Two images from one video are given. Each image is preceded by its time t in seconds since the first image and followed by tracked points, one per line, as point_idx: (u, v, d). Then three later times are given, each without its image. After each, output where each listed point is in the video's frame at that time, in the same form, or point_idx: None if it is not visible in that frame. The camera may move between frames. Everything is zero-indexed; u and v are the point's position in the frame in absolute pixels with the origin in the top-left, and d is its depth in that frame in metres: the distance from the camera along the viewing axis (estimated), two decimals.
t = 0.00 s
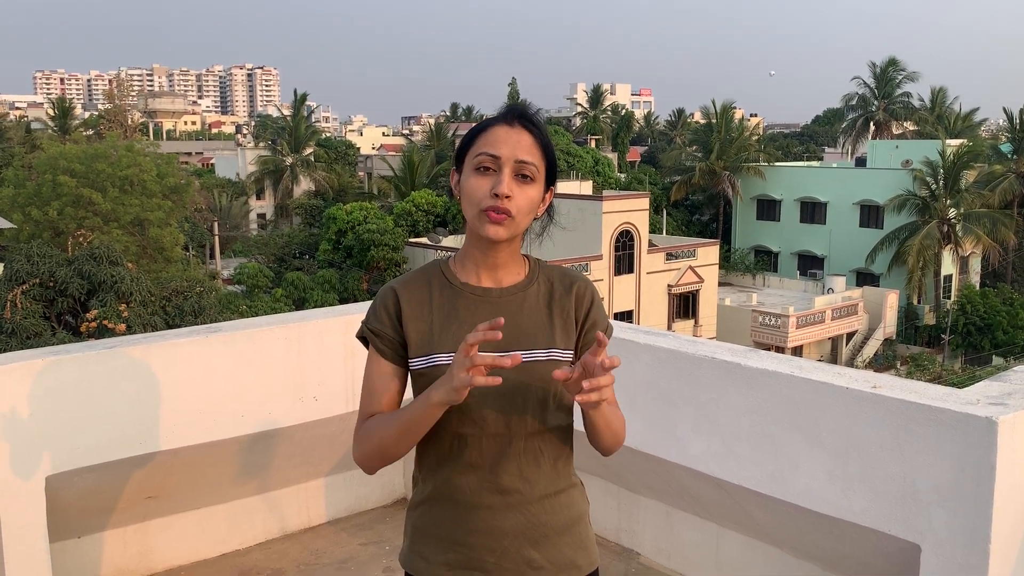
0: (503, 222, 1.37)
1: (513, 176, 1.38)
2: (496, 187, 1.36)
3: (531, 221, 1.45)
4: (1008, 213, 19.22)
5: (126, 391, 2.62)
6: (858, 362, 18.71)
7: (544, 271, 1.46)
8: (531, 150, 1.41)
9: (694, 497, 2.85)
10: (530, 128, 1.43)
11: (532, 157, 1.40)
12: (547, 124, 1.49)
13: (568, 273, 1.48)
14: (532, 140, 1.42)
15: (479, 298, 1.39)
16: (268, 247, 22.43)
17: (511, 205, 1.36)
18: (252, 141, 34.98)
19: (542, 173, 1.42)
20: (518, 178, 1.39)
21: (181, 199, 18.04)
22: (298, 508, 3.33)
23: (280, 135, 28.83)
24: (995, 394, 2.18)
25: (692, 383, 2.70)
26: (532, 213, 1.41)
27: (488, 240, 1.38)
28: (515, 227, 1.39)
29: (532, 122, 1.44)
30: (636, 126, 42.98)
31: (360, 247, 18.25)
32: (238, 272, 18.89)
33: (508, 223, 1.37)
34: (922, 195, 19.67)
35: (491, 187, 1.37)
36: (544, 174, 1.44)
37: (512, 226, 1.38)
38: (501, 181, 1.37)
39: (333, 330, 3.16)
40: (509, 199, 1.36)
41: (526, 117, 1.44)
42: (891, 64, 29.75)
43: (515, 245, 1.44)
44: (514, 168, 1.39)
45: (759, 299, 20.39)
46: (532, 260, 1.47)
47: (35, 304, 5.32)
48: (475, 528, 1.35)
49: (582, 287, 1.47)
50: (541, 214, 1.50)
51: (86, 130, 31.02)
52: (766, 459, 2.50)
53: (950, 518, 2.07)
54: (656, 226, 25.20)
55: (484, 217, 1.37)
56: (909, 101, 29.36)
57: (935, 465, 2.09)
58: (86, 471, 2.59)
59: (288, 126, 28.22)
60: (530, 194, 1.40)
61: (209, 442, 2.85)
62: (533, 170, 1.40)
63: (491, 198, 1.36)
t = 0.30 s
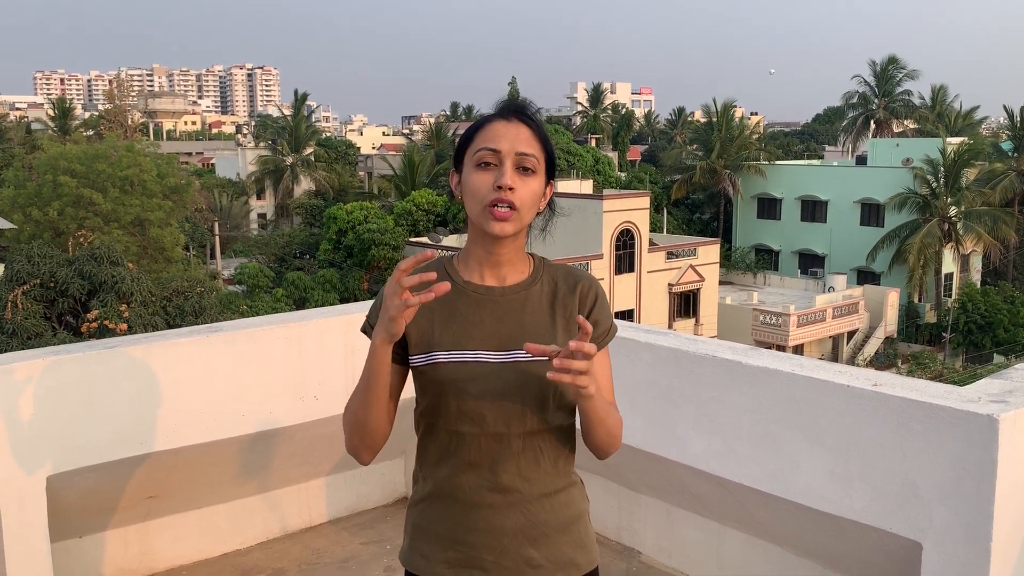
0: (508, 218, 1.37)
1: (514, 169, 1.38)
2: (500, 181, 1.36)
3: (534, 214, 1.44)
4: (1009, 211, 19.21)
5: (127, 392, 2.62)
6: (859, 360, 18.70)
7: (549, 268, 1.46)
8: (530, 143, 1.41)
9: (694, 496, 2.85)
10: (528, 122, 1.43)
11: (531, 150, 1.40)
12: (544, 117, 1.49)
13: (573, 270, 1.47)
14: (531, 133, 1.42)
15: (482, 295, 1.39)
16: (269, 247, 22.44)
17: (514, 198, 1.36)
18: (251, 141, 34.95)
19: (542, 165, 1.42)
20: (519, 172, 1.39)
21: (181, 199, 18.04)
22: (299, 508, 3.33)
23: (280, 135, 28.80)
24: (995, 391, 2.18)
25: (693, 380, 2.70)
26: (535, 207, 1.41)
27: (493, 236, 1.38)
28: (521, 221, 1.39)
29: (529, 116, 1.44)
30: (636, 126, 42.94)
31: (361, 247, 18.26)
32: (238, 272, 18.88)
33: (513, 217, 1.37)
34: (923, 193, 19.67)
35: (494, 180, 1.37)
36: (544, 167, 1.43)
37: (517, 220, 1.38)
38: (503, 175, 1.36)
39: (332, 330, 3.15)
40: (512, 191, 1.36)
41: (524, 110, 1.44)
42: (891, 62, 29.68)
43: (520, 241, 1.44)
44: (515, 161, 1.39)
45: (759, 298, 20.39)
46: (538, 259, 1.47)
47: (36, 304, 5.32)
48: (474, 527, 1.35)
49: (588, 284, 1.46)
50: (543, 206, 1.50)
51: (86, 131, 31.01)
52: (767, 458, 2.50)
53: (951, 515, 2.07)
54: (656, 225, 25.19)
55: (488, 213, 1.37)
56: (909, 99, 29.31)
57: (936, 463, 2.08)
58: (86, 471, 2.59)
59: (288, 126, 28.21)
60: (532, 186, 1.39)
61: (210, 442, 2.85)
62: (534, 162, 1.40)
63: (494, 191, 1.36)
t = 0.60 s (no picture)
0: (514, 222, 1.38)
1: (517, 172, 1.38)
2: (505, 186, 1.36)
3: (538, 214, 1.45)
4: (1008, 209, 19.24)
5: (127, 392, 2.62)
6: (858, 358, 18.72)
7: (553, 270, 1.45)
8: (530, 142, 1.41)
9: (694, 494, 2.85)
10: (526, 122, 1.43)
11: (533, 150, 1.40)
12: (540, 116, 1.49)
13: (578, 274, 1.45)
14: (530, 132, 1.42)
15: (484, 295, 1.39)
16: (268, 247, 22.45)
17: (520, 201, 1.37)
18: (251, 141, 34.96)
19: (544, 163, 1.42)
20: (522, 173, 1.39)
21: (180, 199, 18.04)
22: (299, 508, 3.33)
23: (280, 135, 28.80)
24: (994, 389, 2.19)
25: (691, 379, 2.70)
26: (539, 206, 1.42)
27: (498, 241, 1.39)
28: (525, 225, 1.40)
29: (526, 116, 1.45)
30: (635, 125, 42.94)
31: (360, 247, 18.27)
32: (238, 272, 18.89)
33: (520, 220, 1.38)
34: (922, 191, 19.67)
35: (499, 185, 1.37)
36: (545, 167, 1.43)
37: (523, 222, 1.39)
38: (508, 179, 1.37)
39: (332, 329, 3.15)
40: (516, 194, 1.37)
41: (520, 111, 1.44)
42: (890, 60, 29.69)
43: (525, 243, 1.44)
44: (517, 163, 1.39)
45: (759, 296, 20.40)
46: (542, 261, 1.47)
47: (35, 305, 5.33)
48: (472, 523, 1.35)
49: (591, 287, 1.43)
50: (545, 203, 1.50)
51: (85, 131, 31.01)
52: (765, 455, 2.50)
53: (950, 512, 2.07)
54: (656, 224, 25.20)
55: (493, 218, 1.38)
56: (908, 97, 29.32)
57: (935, 459, 2.09)
58: (87, 471, 2.59)
59: (287, 126, 28.21)
60: (536, 186, 1.40)
61: (209, 442, 2.85)
62: (535, 163, 1.40)
63: (499, 195, 1.37)
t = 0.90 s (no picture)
0: (511, 226, 1.38)
1: (512, 176, 1.38)
2: (499, 194, 1.36)
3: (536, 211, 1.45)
4: (1006, 207, 19.29)
5: (126, 393, 2.62)
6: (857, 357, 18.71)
7: (552, 265, 1.45)
8: (524, 146, 1.40)
9: (692, 493, 2.85)
10: (519, 123, 1.41)
11: (527, 153, 1.39)
12: (535, 113, 1.47)
13: (578, 269, 1.45)
14: (524, 135, 1.40)
15: (481, 289, 1.39)
16: (267, 246, 22.45)
17: (517, 207, 1.37)
18: (249, 140, 34.95)
19: (539, 165, 1.42)
20: (517, 177, 1.39)
21: (178, 199, 18.01)
22: (297, 508, 3.33)
23: (277, 134, 28.78)
24: (992, 386, 2.19)
25: (688, 378, 2.70)
26: (537, 206, 1.42)
27: (495, 243, 1.40)
28: (525, 225, 1.40)
29: (521, 116, 1.43)
30: (633, 123, 42.96)
31: (358, 246, 18.26)
32: (237, 271, 18.89)
33: (518, 222, 1.39)
34: (920, 190, 19.68)
35: (493, 193, 1.37)
36: (540, 166, 1.43)
37: (520, 226, 1.39)
38: (503, 186, 1.37)
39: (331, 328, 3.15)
40: (512, 199, 1.37)
41: (513, 112, 1.42)
42: (889, 58, 29.68)
43: (524, 240, 1.44)
44: (512, 168, 1.38)
45: (757, 295, 20.41)
46: (542, 257, 1.47)
47: (34, 305, 5.32)
48: (467, 521, 1.36)
49: (592, 282, 1.42)
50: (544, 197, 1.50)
51: (83, 131, 30.99)
52: (764, 453, 2.50)
53: (949, 511, 2.07)
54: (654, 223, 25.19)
55: (490, 223, 1.38)
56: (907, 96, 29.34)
57: (932, 459, 2.09)
58: (86, 471, 2.59)
59: (285, 126, 28.19)
60: (532, 188, 1.40)
61: (206, 441, 2.85)
62: (530, 165, 1.40)
63: (494, 201, 1.37)
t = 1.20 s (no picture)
0: (506, 230, 1.39)
1: (508, 182, 1.38)
2: (496, 198, 1.37)
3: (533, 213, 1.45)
4: (1004, 206, 19.32)
5: (124, 391, 2.62)
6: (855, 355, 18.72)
7: (548, 264, 1.45)
8: (522, 151, 1.39)
9: (691, 491, 2.86)
10: (517, 125, 1.40)
11: (526, 159, 1.39)
12: (533, 113, 1.46)
13: (576, 269, 1.44)
14: (522, 138, 1.39)
15: (476, 294, 1.39)
16: (266, 245, 22.44)
17: (514, 211, 1.38)
18: (248, 139, 34.94)
19: (537, 169, 1.41)
20: (514, 182, 1.39)
21: (177, 197, 18.00)
22: (295, 506, 3.33)
23: (276, 133, 28.76)
24: (990, 384, 2.19)
25: (687, 377, 2.70)
26: (533, 208, 1.42)
27: (491, 249, 1.40)
28: (519, 230, 1.41)
29: (519, 119, 1.41)
30: (632, 122, 42.96)
31: (357, 244, 18.26)
32: (236, 269, 18.89)
33: (514, 225, 1.40)
34: (919, 188, 19.69)
35: (490, 198, 1.37)
36: (538, 170, 1.43)
37: (515, 231, 1.40)
38: (500, 191, 1.37)
39: (329, 326, 3.15)
40: (509, 206, 1.37)
41: (511, 114, 1.41)
42: (887, 57, 29.70)
43: (521, 242, 1.44)
44: (510, 173, 1.38)
45: (756, 294, 20.43)
46: (538, 256, 1.46)
47: (32, 303, 5.31)
48: (466, 520, 1.36)
49: (590, 283, 1.41)
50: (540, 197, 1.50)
51: (81, 130, 30.99)
52: (763, 451, 2.50)
53: (947, 508, 2.07)
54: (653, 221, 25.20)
55: (485, 226, 1.39)
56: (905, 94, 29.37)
57: (931, 457, 2.09)
58: (85, 469, 2.59)
59: (284, 124, 28.18)
60: (530, 193, 1.40)
61: (205, 440, 2.85)
62: (529, 171, 1.40)
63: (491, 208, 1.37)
